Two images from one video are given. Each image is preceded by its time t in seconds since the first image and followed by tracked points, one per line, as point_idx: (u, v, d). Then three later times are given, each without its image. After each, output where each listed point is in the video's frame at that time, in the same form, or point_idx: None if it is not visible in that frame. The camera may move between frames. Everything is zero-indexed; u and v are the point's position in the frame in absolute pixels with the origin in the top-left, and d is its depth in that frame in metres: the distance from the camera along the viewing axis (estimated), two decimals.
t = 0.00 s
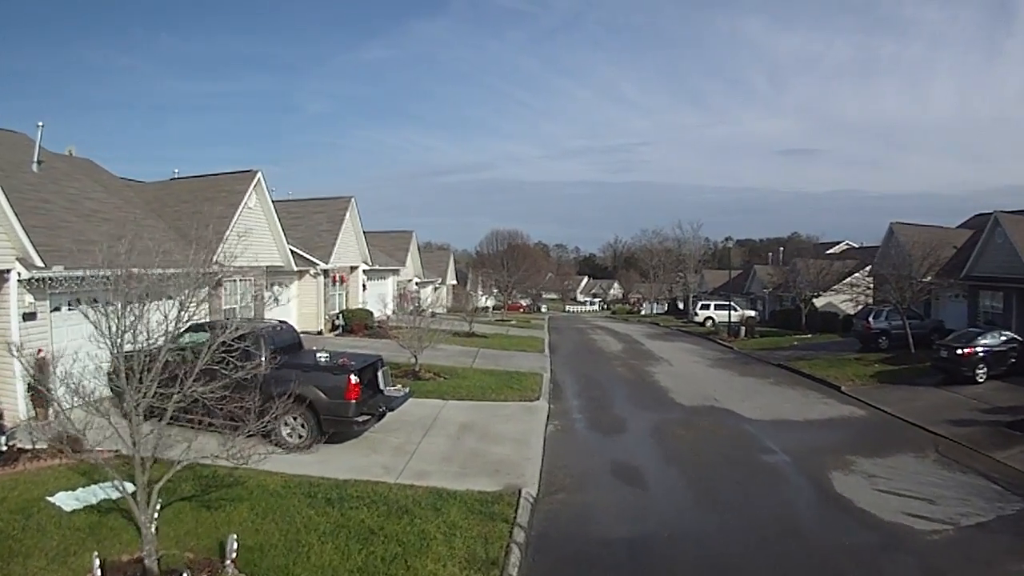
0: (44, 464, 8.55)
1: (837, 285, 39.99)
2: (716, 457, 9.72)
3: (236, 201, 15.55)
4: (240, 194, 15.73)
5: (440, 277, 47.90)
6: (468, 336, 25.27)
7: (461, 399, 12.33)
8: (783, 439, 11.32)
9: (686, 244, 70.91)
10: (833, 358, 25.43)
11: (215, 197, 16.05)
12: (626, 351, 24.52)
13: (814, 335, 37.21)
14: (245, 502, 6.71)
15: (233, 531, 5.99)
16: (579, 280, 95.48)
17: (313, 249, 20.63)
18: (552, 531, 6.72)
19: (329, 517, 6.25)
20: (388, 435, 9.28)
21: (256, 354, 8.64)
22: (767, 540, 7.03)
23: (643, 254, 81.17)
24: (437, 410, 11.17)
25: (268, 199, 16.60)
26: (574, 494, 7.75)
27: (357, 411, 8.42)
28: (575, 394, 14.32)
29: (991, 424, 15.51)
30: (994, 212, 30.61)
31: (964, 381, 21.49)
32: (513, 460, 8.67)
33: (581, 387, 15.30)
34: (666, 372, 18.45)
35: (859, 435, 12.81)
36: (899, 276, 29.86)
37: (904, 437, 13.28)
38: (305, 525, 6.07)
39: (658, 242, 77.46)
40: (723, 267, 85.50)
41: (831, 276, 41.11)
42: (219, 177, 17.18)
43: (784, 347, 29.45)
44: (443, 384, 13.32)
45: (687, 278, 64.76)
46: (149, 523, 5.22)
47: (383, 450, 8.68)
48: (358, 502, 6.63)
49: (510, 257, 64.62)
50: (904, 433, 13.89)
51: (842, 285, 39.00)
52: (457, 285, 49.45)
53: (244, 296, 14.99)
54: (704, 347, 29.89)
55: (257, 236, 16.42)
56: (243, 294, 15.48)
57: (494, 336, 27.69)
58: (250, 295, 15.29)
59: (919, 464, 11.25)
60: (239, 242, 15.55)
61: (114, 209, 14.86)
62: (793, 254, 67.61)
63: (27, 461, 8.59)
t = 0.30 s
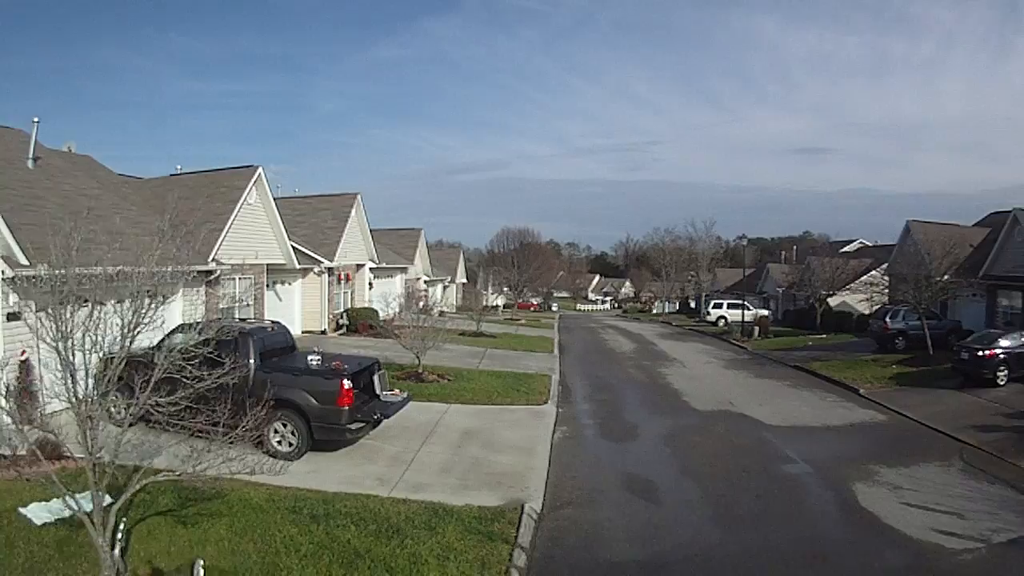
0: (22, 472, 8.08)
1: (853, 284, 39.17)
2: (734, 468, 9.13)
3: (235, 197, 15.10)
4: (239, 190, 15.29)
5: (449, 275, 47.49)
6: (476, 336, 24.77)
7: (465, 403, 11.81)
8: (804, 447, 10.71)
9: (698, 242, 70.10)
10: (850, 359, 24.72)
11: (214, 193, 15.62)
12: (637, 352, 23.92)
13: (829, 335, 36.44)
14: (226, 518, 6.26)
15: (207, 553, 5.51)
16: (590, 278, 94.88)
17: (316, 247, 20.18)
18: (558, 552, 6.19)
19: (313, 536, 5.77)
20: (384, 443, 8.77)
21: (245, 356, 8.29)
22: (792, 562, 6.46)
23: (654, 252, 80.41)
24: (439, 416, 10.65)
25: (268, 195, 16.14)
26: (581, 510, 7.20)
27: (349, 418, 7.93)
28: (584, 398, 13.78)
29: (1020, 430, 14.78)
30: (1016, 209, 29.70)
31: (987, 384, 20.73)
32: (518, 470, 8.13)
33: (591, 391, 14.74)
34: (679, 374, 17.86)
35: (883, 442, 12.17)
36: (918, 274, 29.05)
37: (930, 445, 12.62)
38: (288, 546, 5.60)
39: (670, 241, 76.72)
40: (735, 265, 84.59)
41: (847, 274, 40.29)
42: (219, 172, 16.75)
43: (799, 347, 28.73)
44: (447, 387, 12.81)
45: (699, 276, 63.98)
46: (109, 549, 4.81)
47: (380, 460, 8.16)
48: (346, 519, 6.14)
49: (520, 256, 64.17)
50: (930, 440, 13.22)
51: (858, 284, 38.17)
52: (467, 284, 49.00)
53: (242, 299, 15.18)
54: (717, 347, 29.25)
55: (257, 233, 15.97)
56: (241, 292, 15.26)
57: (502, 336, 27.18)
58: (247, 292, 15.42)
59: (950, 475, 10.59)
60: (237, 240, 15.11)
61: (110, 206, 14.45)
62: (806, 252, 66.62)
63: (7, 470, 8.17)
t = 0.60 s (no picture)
0: None
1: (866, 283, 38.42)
2: (752, 481, 8.55)
3: (230, 192, 14.62)
4: (234, 186, 14.81)
5: (456, 275, 47.00)
6: (481, 336, 24.26)
7: (466, 409, 11.29)
8: (824, 457, 10.11)
9: (707, 241, 69.37)
10: (865, 361, 24.05)
11: (209, 190, 15.16)
12: (646, 353, 23.35)
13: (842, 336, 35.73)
14: (196, 540, 5.80)
15: None
16: (599, 278, 94.26)
17: (316, 245, 19.71)
18: None
19: (289, 563, 5.28)
20: (377, 454, 8.25)
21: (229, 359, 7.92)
22: None
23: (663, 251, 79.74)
24: (437, 423, 10.12)
25: (265, 191, 15.66)
26: (587, 530, 6.64)
27: (337, 428, 7.42)
28: (591, 403, 13.23)
29: None
30: None
31: (1007, 388, 19.97)
32: (519, 485, 7.57)
33: (598, 395, 14.18)
34: (689, 377, 17.27)
35: (906, 451, 11.55)
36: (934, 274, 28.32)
37: (954, 454, 11.95)
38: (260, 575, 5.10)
39: (678, 240, 76.02)
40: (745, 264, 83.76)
41: (859, 274, 39.55)
42: (214, 169, 16.31)
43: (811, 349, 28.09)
44: (447, 391, 12.30)
45: (709, 275, 63.27)
46: None
47: (370, 473, 7.64)
48: (326, 542, 5.69)
49: (527, 255, 63.66)
50: (954, 448, 12.59)
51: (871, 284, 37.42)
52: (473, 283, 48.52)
53: (237, 303, 14.98)
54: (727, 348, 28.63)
55: (253, 231, 15.50)
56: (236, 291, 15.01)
57: (508, 336, 26.64)
58: (242, 291, 15.19)
59: (979, 487, 9.97)
60: (232, 237, 14.63)
61: (101, 203, 14.01)
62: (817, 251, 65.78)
63: None
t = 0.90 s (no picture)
0: None
1: (877, 284, 37.70)
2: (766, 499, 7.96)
3: (220, 190, 14.13)
4: (225, 183, 14.31)
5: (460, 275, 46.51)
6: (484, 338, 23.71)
7: (464, 417, 10.74)
8: (841, 471, 9.51)
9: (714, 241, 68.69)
10: (878, 365, 23.39)
11: (200, 188, 14.68)
12: (653, 356, 22.77)
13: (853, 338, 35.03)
14: (157, 566, 5.29)
15: None
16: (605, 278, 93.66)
17: (314, 245, 19.21)
18: None
19: None
20: (364, 469, 7.69)
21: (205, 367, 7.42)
22: None
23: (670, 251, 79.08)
24: (432, 432, 9.57)
25: (258, 189, 15.16)
26: (588, 557, 6.07)
27: (317, 443, 6.89)
28: (595, 410, 12.66)
29: None
30: None
31: None
32: (516, 504, 7.01)
33: (603, 401, 13.62)
34: (697, 382, 16.69)
35: (927, 462, 10.93)
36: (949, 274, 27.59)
37: (977, 464, 11.28)
38: None
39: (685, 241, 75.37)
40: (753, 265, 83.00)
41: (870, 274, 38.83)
42: (207, 166, 15.83)
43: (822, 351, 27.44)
44: (445, 398, 11.76)
45: (716, 275, 62.58)
46: None
47: (355, 490, 7.10)
48: (299, 573, 5.18)
49: (533, 255, 63.14)
50: (977, 458, 11.95)
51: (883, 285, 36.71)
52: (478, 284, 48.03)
53: (228, 305, 14.58)
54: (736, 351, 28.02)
55: (245, 230, 15.00)
56: (226, 291, 14.58)
57: (513, 338, 26.08)
58: (235, 291, 14.82)
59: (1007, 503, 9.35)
60: (222, 237, 14.14)
61: (89, 201, 13.54)
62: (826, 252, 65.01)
63: None
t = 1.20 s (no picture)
0: None
1: (888, 283, 36.95)
2: (783, 518, 7.37)
3: (209, 185, 13.59)
4: (215, 178, 13.77)
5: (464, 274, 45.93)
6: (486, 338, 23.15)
7: (460, 425, 10.18)
8: (862, 485, 8.90)
9: (722, 239, 67.92)
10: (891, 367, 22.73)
11: (190, 183, 14.14)
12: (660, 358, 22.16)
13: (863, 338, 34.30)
14: None
15: None
16: (611, 276, 92.97)
17: (310, 243, 18.67)
18: None
19: None
20: (347, 485, 7.14)
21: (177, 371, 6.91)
22: None
23: (676, 249, 78.32)
24: (425, 442, 9.01)
25: (249, 184, 14.60)
26: None
27: (292, 459, 6.32)
28: (599, 416, 12.07)
29: None
30: None
31: None
32: (510, 526, 6.43)
33: (607, 406, 13.03)
34: (706, 385, 16.08)
35: (950, 474, 10.32)
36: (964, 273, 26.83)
37: (1003, 475, 10.66)
38: None
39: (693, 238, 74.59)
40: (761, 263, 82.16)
41: (882, 273, 38.09)
42: (198, 160, 15.29)
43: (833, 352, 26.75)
44: (441, 403, 11.20)
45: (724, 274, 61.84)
46: None
47: (336, 509, 6.55)
48: None
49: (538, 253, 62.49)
50: (1002, 468, 11.32)
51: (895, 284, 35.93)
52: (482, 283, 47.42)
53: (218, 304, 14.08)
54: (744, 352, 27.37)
55: (235, 227, 14.46)
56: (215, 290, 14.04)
57: (516, 338, 25.51)
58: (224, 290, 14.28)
59: None
60: (211, 234, 13.60)
61: (73, 197, 13.03)
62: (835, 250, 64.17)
63: None
